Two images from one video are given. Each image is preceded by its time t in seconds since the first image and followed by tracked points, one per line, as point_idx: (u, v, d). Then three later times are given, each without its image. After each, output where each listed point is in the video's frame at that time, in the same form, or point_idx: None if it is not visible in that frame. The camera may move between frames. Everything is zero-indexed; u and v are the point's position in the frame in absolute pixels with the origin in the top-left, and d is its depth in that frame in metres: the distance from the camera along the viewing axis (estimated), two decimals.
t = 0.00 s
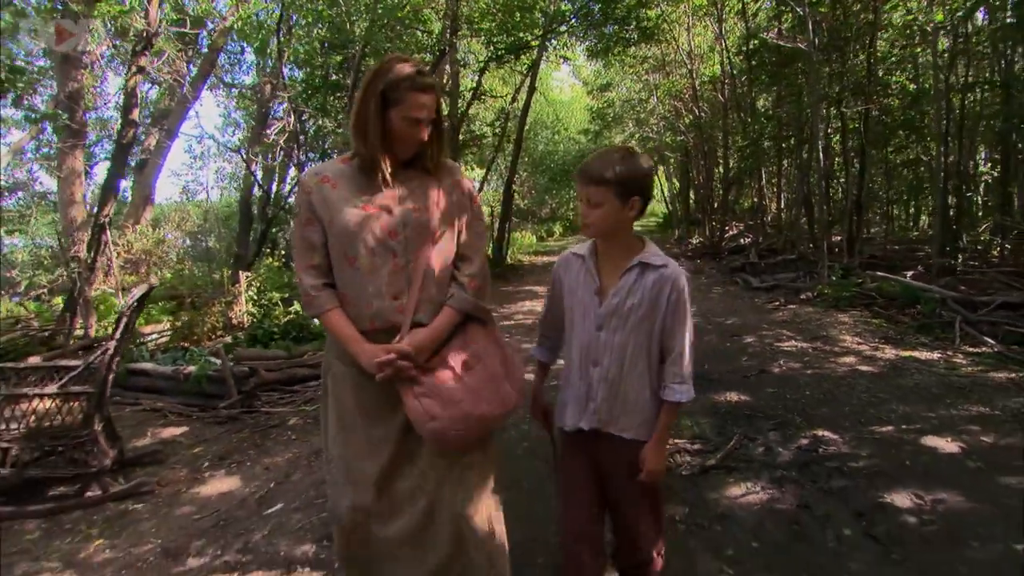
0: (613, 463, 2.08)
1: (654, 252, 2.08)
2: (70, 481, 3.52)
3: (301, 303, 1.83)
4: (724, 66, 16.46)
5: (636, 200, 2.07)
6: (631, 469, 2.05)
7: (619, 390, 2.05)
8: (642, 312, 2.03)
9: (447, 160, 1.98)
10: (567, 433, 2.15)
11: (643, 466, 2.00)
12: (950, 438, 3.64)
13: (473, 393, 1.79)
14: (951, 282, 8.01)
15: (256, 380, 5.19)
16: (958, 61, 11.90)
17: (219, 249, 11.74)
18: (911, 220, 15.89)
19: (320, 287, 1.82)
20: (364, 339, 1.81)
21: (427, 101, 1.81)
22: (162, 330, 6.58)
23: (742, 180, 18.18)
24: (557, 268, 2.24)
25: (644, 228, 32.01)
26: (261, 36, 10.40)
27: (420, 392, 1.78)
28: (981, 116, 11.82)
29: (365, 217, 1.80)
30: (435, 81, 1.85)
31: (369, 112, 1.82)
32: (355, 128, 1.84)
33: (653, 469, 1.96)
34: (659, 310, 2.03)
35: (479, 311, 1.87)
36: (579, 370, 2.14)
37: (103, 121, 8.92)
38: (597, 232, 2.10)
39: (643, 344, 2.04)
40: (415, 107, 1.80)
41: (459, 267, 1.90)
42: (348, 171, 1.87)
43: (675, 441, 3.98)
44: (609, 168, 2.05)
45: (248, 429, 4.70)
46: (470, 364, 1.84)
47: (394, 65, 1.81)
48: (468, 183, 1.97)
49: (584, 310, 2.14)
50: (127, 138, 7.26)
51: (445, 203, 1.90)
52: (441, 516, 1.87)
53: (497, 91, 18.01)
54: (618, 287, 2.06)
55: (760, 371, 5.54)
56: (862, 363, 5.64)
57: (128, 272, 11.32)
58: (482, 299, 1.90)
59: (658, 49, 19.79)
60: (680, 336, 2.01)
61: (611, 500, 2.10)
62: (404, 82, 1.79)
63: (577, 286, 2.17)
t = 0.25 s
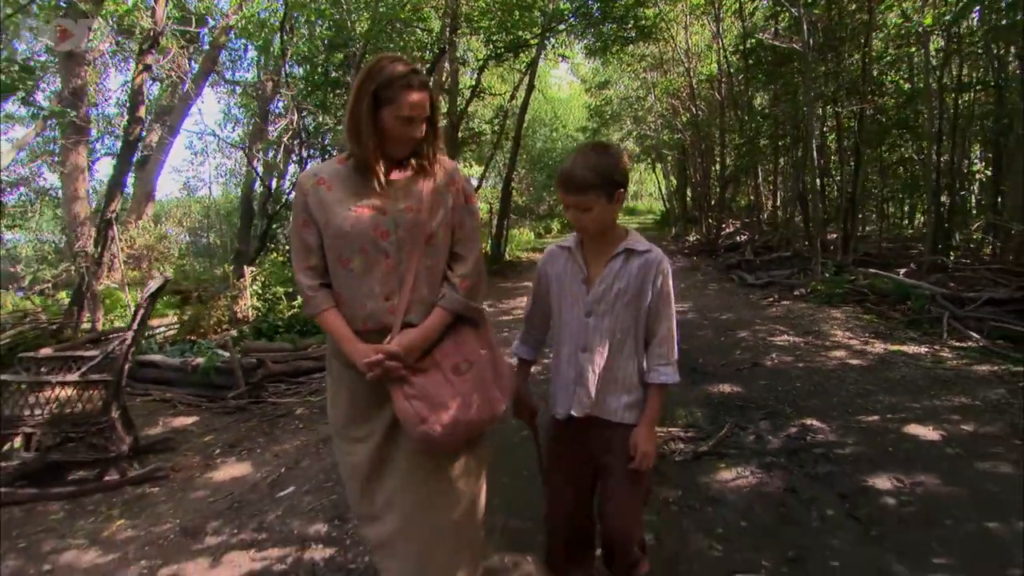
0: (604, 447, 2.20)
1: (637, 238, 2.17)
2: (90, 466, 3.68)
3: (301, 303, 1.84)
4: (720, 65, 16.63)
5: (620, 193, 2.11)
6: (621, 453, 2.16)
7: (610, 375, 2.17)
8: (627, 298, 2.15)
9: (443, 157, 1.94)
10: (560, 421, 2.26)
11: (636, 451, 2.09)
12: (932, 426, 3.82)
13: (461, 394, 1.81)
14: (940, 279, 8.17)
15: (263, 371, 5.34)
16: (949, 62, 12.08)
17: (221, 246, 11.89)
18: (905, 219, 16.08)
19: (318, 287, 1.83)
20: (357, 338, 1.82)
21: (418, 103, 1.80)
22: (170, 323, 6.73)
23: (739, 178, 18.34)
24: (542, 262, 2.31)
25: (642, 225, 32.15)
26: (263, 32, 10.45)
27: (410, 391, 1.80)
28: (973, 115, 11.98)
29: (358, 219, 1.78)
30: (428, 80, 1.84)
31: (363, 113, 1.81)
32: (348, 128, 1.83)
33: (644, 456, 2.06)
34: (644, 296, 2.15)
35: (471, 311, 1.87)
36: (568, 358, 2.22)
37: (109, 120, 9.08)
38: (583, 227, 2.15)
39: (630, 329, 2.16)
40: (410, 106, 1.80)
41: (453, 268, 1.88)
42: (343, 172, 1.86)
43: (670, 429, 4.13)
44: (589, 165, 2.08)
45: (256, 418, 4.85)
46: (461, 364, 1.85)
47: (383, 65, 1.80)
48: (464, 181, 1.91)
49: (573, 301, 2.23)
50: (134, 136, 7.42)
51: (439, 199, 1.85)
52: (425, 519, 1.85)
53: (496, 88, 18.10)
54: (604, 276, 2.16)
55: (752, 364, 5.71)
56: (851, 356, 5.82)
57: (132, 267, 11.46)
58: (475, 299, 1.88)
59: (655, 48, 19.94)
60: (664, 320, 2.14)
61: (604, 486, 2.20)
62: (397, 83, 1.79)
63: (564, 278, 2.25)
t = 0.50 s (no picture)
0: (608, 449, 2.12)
1: (640, 240, 2.09)
2: (110, 453, 3.88)
3: (296, 303, 1.87)
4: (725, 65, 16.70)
5: (624, 191, 2.02)
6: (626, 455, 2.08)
7: (614, 379, 2.08)
8: (631, 300, 2.05)
9: (446, 162, 1.96)
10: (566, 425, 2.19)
11: (643, 454, 2.01)
12: (922, 420, 3.96)
13: (448, 408, 1.80)
14: (939, 279, 8.28)
15: (275, 363, 5.49)
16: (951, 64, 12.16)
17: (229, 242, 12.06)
18: (907, 219, 16.15)
19: (313, 288, 1.85)
20: (348, 343, 1.84)
21: (420, 105, 1.81)
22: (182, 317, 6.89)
23: (742, 177, 18.43)
24: (543, 264, 2.23)
25: (645, 224, 32.26)
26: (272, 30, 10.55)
27: (397, 401, 1.81)
28: (976, 117, 12.06)
29: (353, 221, 1.80)
30: (432, 85, 1.86)
31: (364, 115, 1.83)
32: (350, 129, 1.86)
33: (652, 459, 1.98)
34: (647, 297, 2.05)
35: (464, 321, 1.85)
36: (572, 362, 2.15)
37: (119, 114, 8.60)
38: (585, 230, 2.05)
39: (634, 331, 2.07)
40: (409, 107, 1.80)
41: (448, 274, 1.87)
42: (344, 173, 1.88)
43: (668, 422, 4.27)
44: (590, 167, 1.99)
45: (268, 408, 5.01)
46: (451, 376, 1.83)
47: (389, 65, 1.82)
48: (464, 187, 1.93)
49: (575, 303, 2.15)
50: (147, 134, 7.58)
51: (438, 204, 1.86)
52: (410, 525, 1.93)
53: (501, 87, 18.21)
54: (608, 278, 2.07)
55: (750, 360, 5.84)
56: (848, 353, 5.95)
57: (142, 263, 11.65)
58: (468, 309, 1.87)
59: (660, 47, 20.01)
60: (669, 321, 2.04)
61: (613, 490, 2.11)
62: (400, 83, 1.80)
63: (565, 281, 2.17)
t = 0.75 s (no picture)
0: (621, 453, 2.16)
1: (666, 244, 2.12)
2: (135, 439, 4.08)
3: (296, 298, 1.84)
4: (732, 66, 16.74)
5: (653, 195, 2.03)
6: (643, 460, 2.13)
7: (635, 382, 2.11)
8: (655, 304, 2.08)
9: (448, 157, 1.92)
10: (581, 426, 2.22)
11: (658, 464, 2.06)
12: (915, 416, 4.08)
13: (448, 408, 1.80)
14: (941, 280, 8.35)
15: (288, 357, 5.67)
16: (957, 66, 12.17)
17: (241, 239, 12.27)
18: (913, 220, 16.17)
19: (313, 284, 1.81)
20: (347, 339, 1.80)
21: (423, 97, 1.78)
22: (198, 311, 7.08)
23: (748, 177, 18.48)
24: (564, 264, 2.24)
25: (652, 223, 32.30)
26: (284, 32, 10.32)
27: (396, 400, 1.79)
28: (983, 119, 12.08)
29: (354, 216, 1.76)
30: (434, 78, 1.83)
31: (370, 109, 1.80)
32: (354, 123, 1.82)
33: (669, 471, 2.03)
34: (672, 301, 2.08)
35: (466, 319, 1.83)
36: (593, 364, 2.18)
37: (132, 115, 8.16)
38: (613, 232, 2.06)
39: (656, 335, 2.10)
40: (412, 100, 1.77)
41: (449, 272, 1.83)
42: (348, 168, 1.85)
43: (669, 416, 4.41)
44: (624, 167, 2.00)
45: (282, 400, 5.19)
46: (452, 376, 1.82)
47: (395, 58, 1.79)
48: (468, 183, 1.90)
49: (598, 304, 2.16)
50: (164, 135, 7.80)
51: (441, 201, 1.84)
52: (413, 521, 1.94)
53: (509, 87, 18.35)
54: (633, 281, 2.09)
55: (751, 357, 5.96)
56: (848, 352, 6.07)
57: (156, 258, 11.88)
58: (470, 307, 1.84)
59: (668, 47, 20.06)
60: (692, 326, 2.08)
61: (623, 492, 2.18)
62: (404, 76, 1.77)
63: (588, 282, 2.18)
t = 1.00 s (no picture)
0: (624, 463, 2.05)
1: (673, 244, 2.00)
2: (151, 429, 4.31)
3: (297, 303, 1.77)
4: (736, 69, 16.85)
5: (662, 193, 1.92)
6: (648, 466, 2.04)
7: (643, 387, 1.99)
8: (664, 306, 1.96)
9: (444, 157, 1.87)
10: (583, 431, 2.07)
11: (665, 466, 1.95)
12: (906, 413, 4.21)
13: (454, 407, 1.79)
14: (941, 282, 8.45)
15: (299, 352, 5.84)
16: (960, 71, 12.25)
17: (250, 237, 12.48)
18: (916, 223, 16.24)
19: (314, 287, 1.74)
20: (352, 342, 1.74)
21: (419, 97, 1.70)
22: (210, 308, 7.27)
23: (752, 180, 18.59)
24: (571, 264, 2.10)
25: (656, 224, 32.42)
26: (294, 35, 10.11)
27: (402, 402, 1.74)
28: (984, 124, 12.16)
29: (356, 220, 1.70)
30: (428, 75, 1.74)
31: (364, 108, 1.72)
32: (348, 123, 1.74)
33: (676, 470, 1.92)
34: (681, 304, 1.97)
35: (469, 321, 1.81)
36: (600, 369, 2.03)
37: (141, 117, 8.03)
38: (621, 232, 1.94)
39: (666, 338, 1.97)
40: (408, 100, 1.69)
41: (451, 273, 1.81)
42: (345, 169, 1.77)
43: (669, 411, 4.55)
44: (631, 164, 1.90)
45: (294, 394, 5.36)
46: (456, 377, 1.81)
47: (389, 57, 1.71)
48: (467, 184, 1.86)
49: (605, 307, 2.02)
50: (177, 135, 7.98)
51: (442, 202, 1.80)
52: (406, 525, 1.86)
53: (514, 88, 18.50)
54: (641, 282, 1.97)
55: (750, 356, 6.10)
56: (845, 352, 6.19)
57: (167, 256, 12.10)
58: (473, 309, 1.82)
59: (673, 50, 20.16)
60: (701, 329, 1.97)
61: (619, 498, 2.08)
62: (398, 75, 1.69)
63: (595, 283, 2.04)
